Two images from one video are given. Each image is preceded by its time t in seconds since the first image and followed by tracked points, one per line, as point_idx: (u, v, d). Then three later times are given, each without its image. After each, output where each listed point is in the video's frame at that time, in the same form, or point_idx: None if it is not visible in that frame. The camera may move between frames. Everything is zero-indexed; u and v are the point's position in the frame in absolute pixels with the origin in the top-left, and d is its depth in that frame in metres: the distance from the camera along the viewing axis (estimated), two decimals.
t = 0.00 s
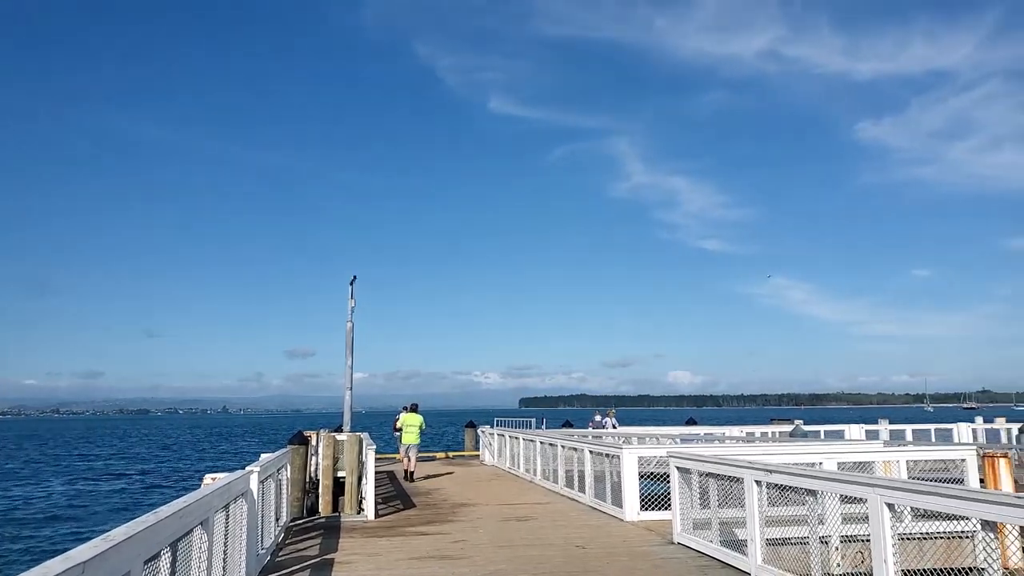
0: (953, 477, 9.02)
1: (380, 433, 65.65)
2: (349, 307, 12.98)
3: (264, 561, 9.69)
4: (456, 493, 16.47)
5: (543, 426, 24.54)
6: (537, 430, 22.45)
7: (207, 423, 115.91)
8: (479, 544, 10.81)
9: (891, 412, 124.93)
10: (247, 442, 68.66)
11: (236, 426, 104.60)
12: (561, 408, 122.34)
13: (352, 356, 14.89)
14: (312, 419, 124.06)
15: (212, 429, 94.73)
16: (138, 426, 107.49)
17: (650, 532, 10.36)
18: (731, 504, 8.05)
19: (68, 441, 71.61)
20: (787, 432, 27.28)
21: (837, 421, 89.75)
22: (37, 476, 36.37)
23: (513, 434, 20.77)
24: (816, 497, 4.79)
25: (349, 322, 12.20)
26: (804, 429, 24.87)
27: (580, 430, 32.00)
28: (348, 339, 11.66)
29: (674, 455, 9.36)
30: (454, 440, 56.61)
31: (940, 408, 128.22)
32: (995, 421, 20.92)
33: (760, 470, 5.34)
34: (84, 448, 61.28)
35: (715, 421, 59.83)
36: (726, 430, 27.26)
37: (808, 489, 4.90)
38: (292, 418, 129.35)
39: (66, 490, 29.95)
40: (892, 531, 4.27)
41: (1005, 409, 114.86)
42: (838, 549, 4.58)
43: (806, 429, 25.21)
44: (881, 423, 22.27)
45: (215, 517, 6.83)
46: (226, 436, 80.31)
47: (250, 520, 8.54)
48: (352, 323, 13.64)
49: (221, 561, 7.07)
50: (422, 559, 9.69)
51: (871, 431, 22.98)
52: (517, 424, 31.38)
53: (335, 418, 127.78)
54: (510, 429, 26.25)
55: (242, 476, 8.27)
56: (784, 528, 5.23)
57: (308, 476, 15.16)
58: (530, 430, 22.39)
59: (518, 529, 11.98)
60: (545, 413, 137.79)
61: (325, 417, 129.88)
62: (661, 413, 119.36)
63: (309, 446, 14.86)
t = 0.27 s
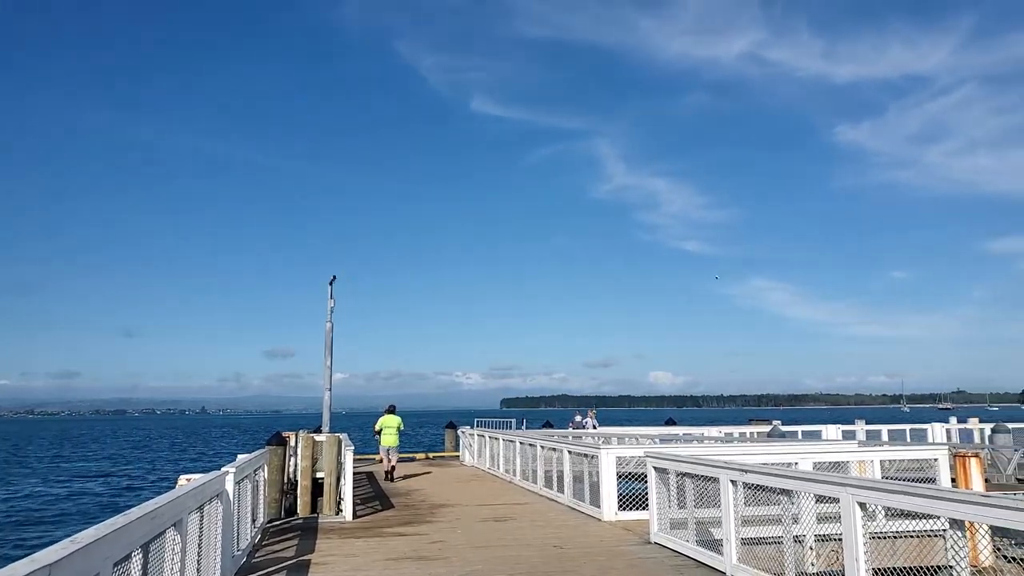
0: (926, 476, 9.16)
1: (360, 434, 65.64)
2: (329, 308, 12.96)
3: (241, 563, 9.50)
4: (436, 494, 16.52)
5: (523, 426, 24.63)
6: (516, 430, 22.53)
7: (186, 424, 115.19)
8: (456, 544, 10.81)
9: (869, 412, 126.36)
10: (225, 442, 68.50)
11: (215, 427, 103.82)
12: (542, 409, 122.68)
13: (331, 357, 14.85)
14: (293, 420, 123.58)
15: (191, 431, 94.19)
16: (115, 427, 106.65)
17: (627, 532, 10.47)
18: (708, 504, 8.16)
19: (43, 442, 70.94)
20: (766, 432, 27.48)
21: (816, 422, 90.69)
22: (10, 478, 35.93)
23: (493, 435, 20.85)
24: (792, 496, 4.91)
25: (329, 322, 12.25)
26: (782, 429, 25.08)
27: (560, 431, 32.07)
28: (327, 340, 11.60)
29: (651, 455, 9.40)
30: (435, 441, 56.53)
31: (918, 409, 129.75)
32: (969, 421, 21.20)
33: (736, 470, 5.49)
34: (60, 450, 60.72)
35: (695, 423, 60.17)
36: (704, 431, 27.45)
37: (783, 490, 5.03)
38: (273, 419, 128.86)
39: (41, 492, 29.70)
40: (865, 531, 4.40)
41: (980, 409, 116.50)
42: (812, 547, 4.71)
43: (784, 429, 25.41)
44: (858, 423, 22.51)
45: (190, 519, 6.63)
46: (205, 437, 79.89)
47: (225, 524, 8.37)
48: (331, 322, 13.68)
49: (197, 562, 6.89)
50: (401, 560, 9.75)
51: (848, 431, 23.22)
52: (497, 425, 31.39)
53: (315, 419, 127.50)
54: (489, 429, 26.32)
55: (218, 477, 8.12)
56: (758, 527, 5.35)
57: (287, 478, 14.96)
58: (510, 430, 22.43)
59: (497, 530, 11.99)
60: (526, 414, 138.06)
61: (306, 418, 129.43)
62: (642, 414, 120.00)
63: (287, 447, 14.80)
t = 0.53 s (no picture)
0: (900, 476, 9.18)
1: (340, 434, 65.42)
2: (308, 307, 12.82)
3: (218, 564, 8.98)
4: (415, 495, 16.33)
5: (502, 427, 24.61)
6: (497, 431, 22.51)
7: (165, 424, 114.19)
8: (434, 544, 10.56)
9: (848, 412, 127.64)
10: (204, 443, 68.05)
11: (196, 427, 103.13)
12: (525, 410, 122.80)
13: (310, 357, 14.76)
14: (274, 420, 122.86)
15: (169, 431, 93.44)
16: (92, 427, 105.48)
17: (606, 531, 10.50)
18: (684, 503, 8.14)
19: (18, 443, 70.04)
20: (745, 431, 27.63)
21: (796, 422, 91.50)
22: None
23: (473, 435, 20.79)
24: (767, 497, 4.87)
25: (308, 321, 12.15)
26: (761, 429, 25.22)
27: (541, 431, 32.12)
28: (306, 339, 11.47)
29: (630, 455, 9.29)
30: (416, 441, 56.53)
31: (896, 409, 131.31)
32: (944, 420, 21.43)
33: (713, 470, 5.48)
34: (35, 450, 60.00)
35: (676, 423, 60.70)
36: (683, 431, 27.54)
37: (760, 490, 4.98)
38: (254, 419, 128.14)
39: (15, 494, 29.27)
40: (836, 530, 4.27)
41: (957, 409, 118.20)
42: (790, 547, 4.66)
43: (763, 428, 25.57)
44: (835, 423, 22.64)
45: (166, 520, 6.37)
46: (184, 438, 79.27)
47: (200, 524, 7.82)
48: (311, 322, 13.56)
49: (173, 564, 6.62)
50: (379, 560, 9.51)
51: (825, 431, 23.38)
52: (478, 425, 31.36)
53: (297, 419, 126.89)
54: (469, 430, 26.30)
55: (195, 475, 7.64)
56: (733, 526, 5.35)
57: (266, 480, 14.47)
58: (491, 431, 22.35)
59: (476, 530, 11.72)
60: (508, 414, 138.16)
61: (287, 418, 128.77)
62: (624, 414, 120.46)
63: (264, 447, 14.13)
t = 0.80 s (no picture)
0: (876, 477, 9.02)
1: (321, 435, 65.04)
2: (289, 303, 12.58)
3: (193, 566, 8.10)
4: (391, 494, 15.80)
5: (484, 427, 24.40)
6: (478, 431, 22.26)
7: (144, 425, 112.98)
8: (412, 545, 9.80)
9: (828, 413, 128.59)
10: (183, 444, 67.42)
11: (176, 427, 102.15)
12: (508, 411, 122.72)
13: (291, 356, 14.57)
14: (255, 420, 121.96)
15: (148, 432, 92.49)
16: (69, 428, 104.19)
17: (585, 531, 10.17)
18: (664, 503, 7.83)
19: None
20: (724, 432, 27.58)
21: (778, 423, 91.82)
22: None
23: (454, 435, 20.54)
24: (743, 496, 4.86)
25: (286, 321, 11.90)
26: (740, 429, 25.17)
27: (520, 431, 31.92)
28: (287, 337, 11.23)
29: (609, 455, 8.98)
30: (396, 442, 56.15)
31: (875, 410, 132.47)
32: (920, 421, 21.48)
33: (690, 469, 5.46)
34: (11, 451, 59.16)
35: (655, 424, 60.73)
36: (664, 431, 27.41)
37: (737, 490, 4.93)
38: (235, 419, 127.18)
39: None
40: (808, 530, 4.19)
41: (933, 409, 119.65)
42: (766, 547, 4.60)
43: (743, 428, 25.51)
44: (814, 423, 22.57)
45: (140, 522, 5.92)
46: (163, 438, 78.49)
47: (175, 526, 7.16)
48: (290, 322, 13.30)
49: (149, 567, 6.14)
50: (357, 560, 8.91)
51: (805, 430, 23.27)
52: (457, 425, 31.08)
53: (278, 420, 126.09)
54: (450, 430, 26.10)
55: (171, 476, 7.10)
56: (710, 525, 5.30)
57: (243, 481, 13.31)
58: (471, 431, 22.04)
59: (457, 530, 10.95)
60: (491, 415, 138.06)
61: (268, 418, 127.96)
62: (606, 415, 120.65)
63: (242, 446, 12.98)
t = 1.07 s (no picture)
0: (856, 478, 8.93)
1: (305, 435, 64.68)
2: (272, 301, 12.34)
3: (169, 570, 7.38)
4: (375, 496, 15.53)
5: (468, 428, 24.23)
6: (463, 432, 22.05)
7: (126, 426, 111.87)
8: (395, 545, 9.07)
9: (812, 413, 129.35)
10: (165, 445, 66.83)
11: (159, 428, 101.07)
12: (493, 411, 122.56)
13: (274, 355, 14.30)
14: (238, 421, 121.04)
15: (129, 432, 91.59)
16: (49, 428, 103.04)
17: (567, 531, 9.44)
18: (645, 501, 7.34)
19: None
20: (706, 432, 27.57)
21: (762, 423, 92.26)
22: None
23: (439, 436, 20.33)
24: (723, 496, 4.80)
25: (270, 320, 11.73)
26: (722, 429, 25.17)
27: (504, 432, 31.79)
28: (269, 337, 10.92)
29: (590, 455, 8.44)
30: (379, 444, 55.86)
31: (858, 411, 133.44)
32: (900, 422, 21.54)
33: (670, 470, 5.41)
34: None
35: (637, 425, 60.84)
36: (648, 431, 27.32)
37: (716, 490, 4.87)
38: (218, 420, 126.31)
39: None
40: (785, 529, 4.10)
41: (914, 410, 120.68)
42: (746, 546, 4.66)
43: (726, 429, 25.48)
44: (797, 423, 22.54)
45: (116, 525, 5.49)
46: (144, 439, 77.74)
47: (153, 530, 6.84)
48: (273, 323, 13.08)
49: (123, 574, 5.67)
50: (338, 560, 8.20)
51: (789, 430, 23.22)
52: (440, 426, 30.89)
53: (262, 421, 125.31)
54: (435, 431, 25.91)
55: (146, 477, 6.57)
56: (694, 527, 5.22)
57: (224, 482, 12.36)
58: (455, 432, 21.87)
59: (441, 529, 10.26)
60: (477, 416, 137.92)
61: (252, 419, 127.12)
62: (592, 415, 120.74)
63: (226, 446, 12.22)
